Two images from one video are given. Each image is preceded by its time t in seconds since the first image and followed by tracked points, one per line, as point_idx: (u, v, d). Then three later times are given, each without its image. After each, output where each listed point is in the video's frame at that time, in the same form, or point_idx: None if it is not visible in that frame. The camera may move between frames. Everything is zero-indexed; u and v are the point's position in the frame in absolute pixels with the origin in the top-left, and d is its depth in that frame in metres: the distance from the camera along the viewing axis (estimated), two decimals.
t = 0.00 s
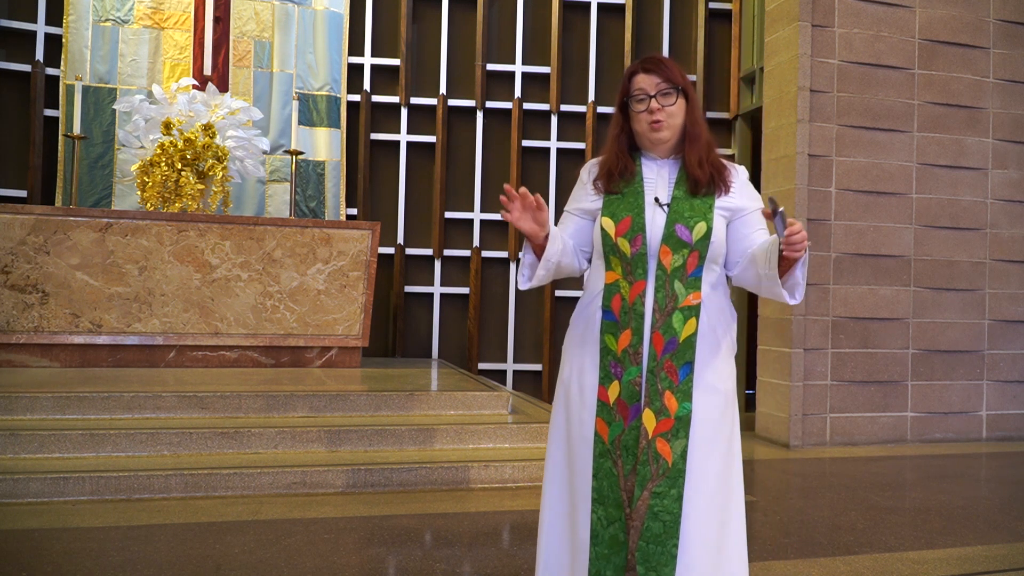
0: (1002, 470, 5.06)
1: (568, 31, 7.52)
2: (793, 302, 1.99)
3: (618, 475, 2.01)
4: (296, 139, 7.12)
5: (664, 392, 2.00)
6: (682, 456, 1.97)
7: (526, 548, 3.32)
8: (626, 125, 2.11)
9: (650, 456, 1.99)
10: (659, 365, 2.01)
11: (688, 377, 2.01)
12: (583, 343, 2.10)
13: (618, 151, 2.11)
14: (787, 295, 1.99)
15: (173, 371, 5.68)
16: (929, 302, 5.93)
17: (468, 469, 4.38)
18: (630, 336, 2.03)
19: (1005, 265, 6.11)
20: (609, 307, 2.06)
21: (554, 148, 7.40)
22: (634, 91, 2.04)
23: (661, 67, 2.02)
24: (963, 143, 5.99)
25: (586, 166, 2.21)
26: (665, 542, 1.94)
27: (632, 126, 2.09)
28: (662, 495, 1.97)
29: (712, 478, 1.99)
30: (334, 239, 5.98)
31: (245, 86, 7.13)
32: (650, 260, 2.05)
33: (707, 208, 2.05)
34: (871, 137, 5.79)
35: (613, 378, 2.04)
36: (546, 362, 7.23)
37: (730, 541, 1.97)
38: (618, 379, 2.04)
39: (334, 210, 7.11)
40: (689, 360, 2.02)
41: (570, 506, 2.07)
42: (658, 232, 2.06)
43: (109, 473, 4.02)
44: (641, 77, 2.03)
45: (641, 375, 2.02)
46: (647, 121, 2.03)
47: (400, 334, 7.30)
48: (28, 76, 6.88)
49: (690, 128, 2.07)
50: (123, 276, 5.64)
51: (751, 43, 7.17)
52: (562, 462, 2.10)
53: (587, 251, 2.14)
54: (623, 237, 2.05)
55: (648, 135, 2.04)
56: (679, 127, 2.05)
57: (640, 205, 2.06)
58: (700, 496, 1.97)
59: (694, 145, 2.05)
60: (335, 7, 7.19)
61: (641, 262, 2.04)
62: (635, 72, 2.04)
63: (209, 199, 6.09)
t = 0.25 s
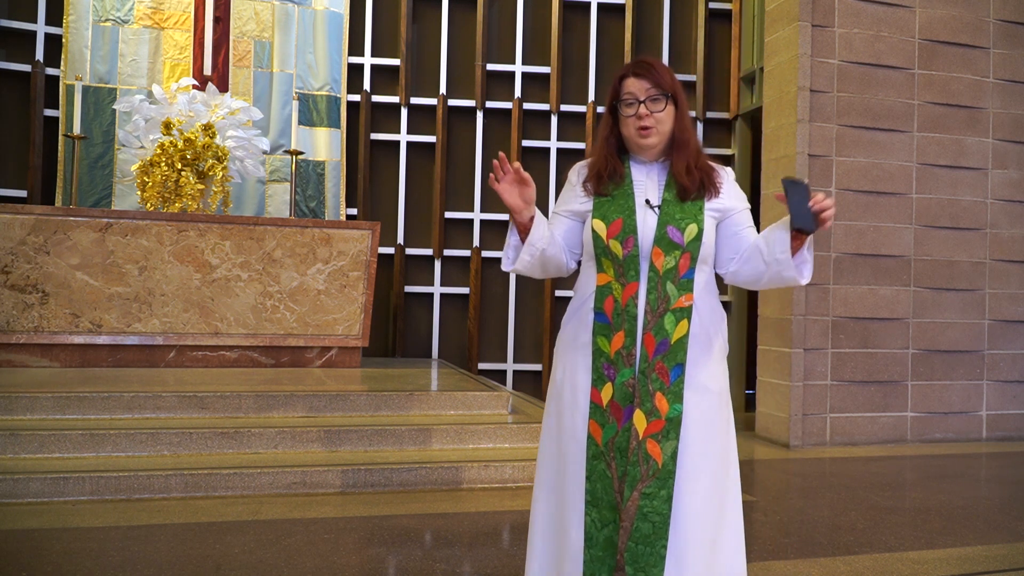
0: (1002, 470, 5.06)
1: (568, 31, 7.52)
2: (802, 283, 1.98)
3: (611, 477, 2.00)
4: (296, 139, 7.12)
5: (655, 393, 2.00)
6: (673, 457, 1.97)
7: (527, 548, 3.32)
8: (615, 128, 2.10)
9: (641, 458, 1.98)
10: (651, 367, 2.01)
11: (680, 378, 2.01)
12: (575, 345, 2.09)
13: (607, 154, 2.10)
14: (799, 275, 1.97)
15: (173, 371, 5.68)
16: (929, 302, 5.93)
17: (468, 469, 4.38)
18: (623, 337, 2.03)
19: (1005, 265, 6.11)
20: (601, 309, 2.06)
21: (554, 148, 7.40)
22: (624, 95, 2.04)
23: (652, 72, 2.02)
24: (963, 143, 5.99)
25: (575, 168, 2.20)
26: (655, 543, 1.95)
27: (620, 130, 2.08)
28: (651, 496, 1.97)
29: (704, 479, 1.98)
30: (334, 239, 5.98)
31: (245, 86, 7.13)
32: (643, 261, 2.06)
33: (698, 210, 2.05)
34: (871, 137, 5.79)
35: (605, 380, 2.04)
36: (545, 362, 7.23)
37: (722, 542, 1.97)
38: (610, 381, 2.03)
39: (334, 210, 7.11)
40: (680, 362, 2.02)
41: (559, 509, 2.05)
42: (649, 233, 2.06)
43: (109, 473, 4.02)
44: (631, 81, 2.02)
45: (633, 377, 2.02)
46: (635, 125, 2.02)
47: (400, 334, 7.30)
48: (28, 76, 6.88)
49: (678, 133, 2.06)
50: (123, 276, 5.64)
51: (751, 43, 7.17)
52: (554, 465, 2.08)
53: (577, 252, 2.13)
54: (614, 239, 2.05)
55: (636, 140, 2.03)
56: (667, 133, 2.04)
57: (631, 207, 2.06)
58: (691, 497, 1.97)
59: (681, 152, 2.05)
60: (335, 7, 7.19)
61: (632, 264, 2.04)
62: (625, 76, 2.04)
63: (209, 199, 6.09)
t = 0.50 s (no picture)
0: (1002, 470, 5.06)
1: (568, 31, 7.52)
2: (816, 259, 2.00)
3: (620, 477, 2.01)
4: (296, 139, 7.12)
5: (660, 391, 2.00)
6: (680, 454, 1.98)
7: (527, 548, 3.32)
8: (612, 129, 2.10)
9: (648, 456, 1.98)
10: (655, 365, 2.01)
11: (684, 376, 2.01)
12: (579, 347, 2.10)
13: (604, 155, 2.10)
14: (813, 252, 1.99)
15: (173, 371, 5.68)
16: (929, 302, 5.93)
17: (468, 469, 4.38)
18: (626, 337, 2.03)
19: (1005, 265, 6.11)
20: (603, 309, 2.06)
21: (554, 148, 7.41)
22: (622, 95, 2.03)
23: (649, 72, 2.02)
24: (963, 143, 5.99)
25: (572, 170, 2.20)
26: (665, 540, 1.96)
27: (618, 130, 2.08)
28: (661, 493, 1.96)
29: (711, 475, 1.98)
30: (334, 239, 5.98)
31: (245, 86, 7.13)
32: (644, 260, 2.06)
33: (697, 207, 2.05)
34: (871, 137, 5.79)
35: (610, 381, 2.04)
36: (546, 362, 7.23)
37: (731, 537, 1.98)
38: (615, 382, 2.04)
39: (334, 210, 7.11)
40: (684, 359, 2.01)
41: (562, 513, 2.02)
42: (649, 233, 2.06)
43: (109, 473, 4.02)
44: (629, 80, 2.02)
45: (638, 377, 2.02)
46: (635, 125, 2.02)
47: (400, 334, 7.30)
48: (28, 76, 6.88)
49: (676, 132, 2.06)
50: (123, 276, 5.64)
51: (751, 43, 7.17)
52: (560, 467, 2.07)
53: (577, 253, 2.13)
54: (614, 240, 2.05)
55: (635, 141, 2.03)
56: (666, 133, 2.04)
57: (630, 207, 2.06)
58: (699, 493, 1.96)
59: (679, 150, 2.05)
60: (335, 7, 7.19)
61: (633, 264, 2.05)
62: (623, 76, 2.04)
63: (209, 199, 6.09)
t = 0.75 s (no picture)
0: (1002, 470, 5.06)
1: (568, 31, 7.52)
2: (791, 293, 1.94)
3: (628, 477, 2.01)
4: (295, 139, 7.12)
5: (668, 391, 2.01)
6: (689, 454, 1.97)
7: (526, 548, 3.32)
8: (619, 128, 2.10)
9: (657, 457, 1.98)
10: (663, 366, 2.02)
11: (692, 376, 2.02)
12: (586, 347, 2.09)
13: (611, 155, 2.10)
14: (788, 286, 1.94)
15: (173, 371, 5.68)
16: (930, 302, 5.93)
17: (468, 469, 4.38)
18: (634, 338, 2.03)
19: (1005, 265, 6.11)
20: (610, 310, 2.06)
21: (554, 148, 7.41)
22: (629, 95, 2.03)
23: (656, 71, 2.01)
24: (963, 143, 5.99)
25: (580, 170, 2.21)
26: (674, 540, 1.95)
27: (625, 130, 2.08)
28: (669, 494, 1.97)
29: (719, 475, 1.99)
30: (334, 239, 5.98)
31: (245, 86, 7.13)
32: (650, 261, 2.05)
33: (704, 207, 2.04)
34: (871, 137, 5.79)
35: (618, 381, 2.04)
36: (546, 362, 7.23)
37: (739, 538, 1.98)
38: (623, 382, 2.03)
39: (334, 210, 7.11)
40: (693, 359, 2.02)
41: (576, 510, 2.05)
42: (656, 233, 2.05)
43: (109, 473, 4.02)
44: (637, 80, 2.02)
45: (646, 377, 2.02)
46: (642, 126, 2.02)
47: (400, 334, 7.30)
48: (28, 75, 6.88)
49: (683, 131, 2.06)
50: (123, 276, 5.64)
51: (751, 43, 7.16)
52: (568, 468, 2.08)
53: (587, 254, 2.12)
54: (621, 240, 2.04)
55: (644, 141, 2.04)
56: (673, 132, 2.04)
57: (637, 207, 2.05)
58: (708, 493, 1.97)
59: (687, 149, 2.05)
60: (335, 7, 7.19)
61: (641, 264, 2.03)
62: (630, 75, 2.03)
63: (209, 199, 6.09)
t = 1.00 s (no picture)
0: (1002, 470, 5.06)
1: (568, 31, 7.52)
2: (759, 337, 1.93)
3: (634, 478, 2.01)
4: (296, 139, 7.12)
5: (676, 393, 2.00)
6: (695, 457, 1.97)
7: (526, 548, 3.32)
8: (628, 126, 2.10)
9: (663, 459, 1.99)
10: (670, 367, 2.01)
11: (699, 378, 2.01)
12: (593, 347, 2.09)
13: (620, 152, 2.10)
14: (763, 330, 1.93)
15: (173, 371, 5.68)
16: (930, 302, 5.93)
17: (468, 469, 4.38)
18: (641, 339, 2.03)
19: (1005, 265, 6.11)
20: (619, 310, 2.06)
21: (554, 148, 7.41)
22: (637, 91, 2.03)
23: (665, 68, 2.02)
24: (963, 142, 5.99)
25: (589, 170, 2.21)
26: (680, 543, 1.95)
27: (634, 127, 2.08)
28: (675, 496, 1.97)
29: (725, 478, 1.99)
30: (334, 239, 5.98)
31: (245, 86, 7.13)
32: (660, 260, 2.07)
33: (713, 207, 2.04)
34: (871, 137, 5.79)
35: (625, 382, 2.04)
36: (546, 362, 7.23)
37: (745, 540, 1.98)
38: (630, 383, 2.03)
39: (334, 210, 7.11)
40: (700, 361, 2.01)
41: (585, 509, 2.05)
42: (665, 233, 2.06)
43: (109, 473, 4.02)
44: (645, 77, 2.02)
45: (653, 378, 2.02)
46: (650, 121, 2.02)
47: (400, 334, 7.30)
48: (28, 76, 6.88)
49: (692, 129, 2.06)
50: (123, 276, 5.65)
51: (751, 43, 7.16)
52: (575, 467, 2.08)
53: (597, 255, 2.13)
54: (629, 240, 2.06)
55: (651, 136, 2.03)
56: (682, 128, 2.04)
57: (645, 207, 2.07)
58: (714, 496, 1.97)
59: (696, 146, 2.05)
60: (335, 7, 7.19)
61: (648, 264, 2.05)
62: (638, 72, 2.04)
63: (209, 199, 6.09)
